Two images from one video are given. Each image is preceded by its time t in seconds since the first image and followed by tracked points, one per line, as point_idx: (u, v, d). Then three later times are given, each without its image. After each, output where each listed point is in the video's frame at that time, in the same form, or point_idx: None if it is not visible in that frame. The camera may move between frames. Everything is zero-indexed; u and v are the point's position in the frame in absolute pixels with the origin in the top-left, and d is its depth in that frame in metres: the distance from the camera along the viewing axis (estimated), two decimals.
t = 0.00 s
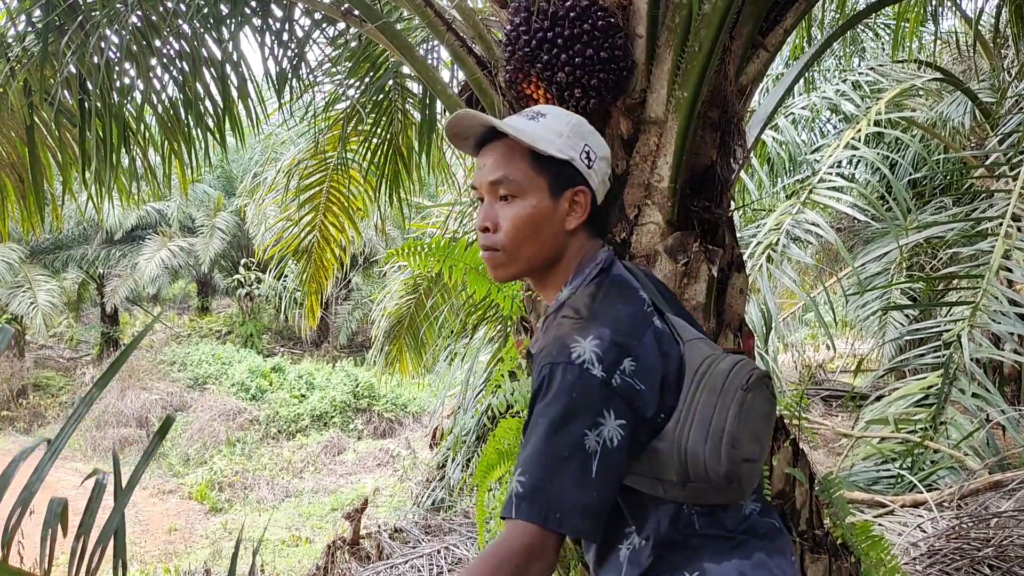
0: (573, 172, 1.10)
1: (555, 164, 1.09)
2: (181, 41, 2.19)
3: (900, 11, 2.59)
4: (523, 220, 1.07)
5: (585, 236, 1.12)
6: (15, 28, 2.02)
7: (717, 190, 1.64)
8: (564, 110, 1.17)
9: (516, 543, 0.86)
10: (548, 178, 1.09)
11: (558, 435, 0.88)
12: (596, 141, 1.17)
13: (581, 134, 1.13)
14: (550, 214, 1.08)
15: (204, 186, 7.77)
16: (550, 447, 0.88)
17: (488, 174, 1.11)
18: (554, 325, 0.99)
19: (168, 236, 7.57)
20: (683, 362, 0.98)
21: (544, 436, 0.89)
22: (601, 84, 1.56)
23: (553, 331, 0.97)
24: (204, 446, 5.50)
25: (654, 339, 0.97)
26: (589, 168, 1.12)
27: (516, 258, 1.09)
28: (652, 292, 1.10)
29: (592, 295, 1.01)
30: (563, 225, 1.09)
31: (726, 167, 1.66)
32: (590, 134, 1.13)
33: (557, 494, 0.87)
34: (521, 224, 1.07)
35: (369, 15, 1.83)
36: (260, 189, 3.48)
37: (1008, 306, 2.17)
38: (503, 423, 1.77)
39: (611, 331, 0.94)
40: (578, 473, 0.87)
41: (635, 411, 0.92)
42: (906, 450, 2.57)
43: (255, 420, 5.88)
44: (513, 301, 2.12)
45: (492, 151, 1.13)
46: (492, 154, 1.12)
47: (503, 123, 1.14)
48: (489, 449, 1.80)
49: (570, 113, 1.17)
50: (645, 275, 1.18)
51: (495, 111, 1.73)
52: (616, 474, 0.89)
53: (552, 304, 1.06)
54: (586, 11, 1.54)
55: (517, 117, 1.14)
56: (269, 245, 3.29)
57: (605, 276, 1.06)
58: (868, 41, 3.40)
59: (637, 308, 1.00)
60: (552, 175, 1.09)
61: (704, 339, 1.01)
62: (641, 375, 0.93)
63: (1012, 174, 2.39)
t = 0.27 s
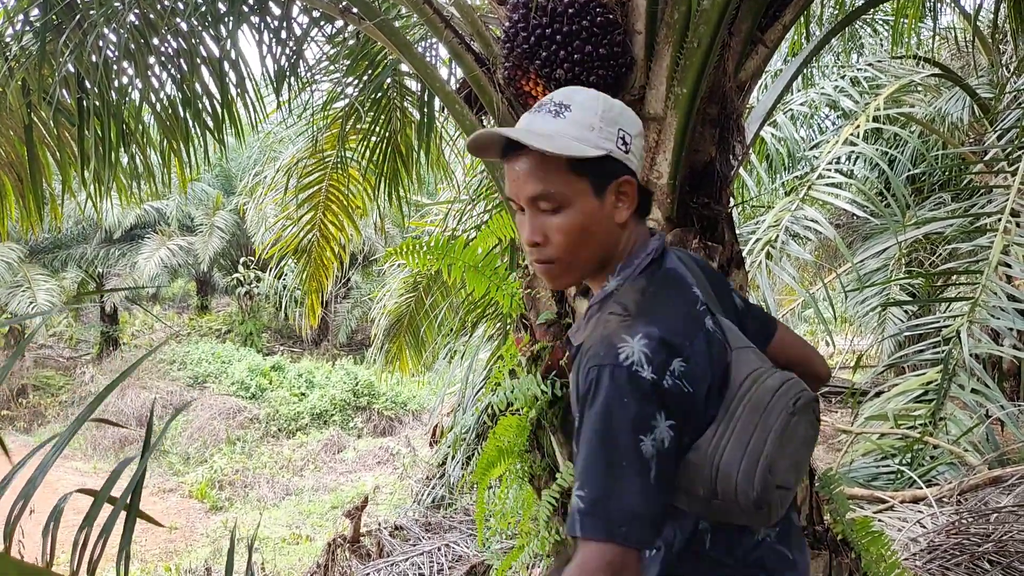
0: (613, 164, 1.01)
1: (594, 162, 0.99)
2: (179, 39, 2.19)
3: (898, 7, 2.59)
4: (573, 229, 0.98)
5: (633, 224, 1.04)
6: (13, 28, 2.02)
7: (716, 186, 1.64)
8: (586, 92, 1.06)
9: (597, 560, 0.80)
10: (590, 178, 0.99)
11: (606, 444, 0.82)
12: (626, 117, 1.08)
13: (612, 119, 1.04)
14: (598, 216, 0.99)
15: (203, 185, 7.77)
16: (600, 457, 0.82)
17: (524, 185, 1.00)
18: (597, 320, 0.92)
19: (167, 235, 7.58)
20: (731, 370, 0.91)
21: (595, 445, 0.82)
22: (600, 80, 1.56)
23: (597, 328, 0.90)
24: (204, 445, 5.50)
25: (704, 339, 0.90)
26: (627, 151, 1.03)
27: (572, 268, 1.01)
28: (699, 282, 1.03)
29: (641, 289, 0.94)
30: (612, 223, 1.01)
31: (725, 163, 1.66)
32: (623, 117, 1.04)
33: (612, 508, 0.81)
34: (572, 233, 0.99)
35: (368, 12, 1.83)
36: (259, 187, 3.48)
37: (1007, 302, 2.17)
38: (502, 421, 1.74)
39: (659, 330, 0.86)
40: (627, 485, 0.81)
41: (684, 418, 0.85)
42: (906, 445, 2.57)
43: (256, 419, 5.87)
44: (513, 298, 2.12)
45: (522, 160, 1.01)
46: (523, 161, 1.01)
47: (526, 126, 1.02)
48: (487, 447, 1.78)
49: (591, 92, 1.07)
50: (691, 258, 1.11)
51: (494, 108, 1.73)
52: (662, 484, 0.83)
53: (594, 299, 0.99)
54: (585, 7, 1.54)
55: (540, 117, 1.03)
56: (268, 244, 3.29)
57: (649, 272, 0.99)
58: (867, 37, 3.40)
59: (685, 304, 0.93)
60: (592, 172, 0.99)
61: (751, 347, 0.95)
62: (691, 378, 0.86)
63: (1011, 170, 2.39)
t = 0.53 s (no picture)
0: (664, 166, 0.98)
1: (649, 170, 0.95)
2: (173, 37, 2.18)
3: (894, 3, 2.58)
4: (636, 240, 0.96)
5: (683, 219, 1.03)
6: (5, 26, 2.01)
7: (713, 182, 1.63)
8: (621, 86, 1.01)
9: None
10: (647, 186, 0.95)
11: (696, 461, 0.83)
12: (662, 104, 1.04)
13: (654, 115, 1.00)
14: (658, 222, 0.97)
15: (197, 183, 7.74)
16: (690, 473, 0.84)
17: (581, 203, 0.96)
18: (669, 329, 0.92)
19: (162, 234, 7.55)
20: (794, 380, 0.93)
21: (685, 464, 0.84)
22: (596, 76, 1.55)
23: (671, 336, 0.90)
24: (201, 445, 5.49)
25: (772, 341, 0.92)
26: (670, 142, 0.99)
27: (632, 276, 0.99)
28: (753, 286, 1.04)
29: (710, 291, 0.94)
30: (670, 226, 0.99)
31: (723, 159, 1.65)
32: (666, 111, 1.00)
33: (724, 529, 0.82)
34: (634, 245, 0.96)
35: (362, 9, 1.82)
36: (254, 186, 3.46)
37: (1004, 297, 2.18)
38: (501, 418, 1.76)
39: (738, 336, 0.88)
40: (725, 501, 0.83)
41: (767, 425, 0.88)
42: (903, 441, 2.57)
43: (252, 418, 5.85)
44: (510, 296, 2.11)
45: (574, 176, 0.96)
46: (575, 175, 0.96)
47: (571, 138, 0.96)
48: (486, 445, 1.80)
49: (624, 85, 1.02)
50: (738, 259, 1.11)
51: (490, 106, 1.71)
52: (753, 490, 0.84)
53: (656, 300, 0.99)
54: (580, 3, 1.52)
55: (582, 126, 0.97)
56: (264, 243, 3.28)
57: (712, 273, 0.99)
58: (862, 32, 3.40)
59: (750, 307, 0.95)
60: (649, 179, 0.96)
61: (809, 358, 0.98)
62: (764, 384, 0.89)
63: (1007, 165, 2.39)
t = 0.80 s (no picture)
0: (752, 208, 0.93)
1: (740, 208, 0.91)
2: (162, 38, 2.17)
3: None
4: (716, 278, 0.91)
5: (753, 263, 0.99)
6: None
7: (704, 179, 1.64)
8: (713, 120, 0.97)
9: None
10: (733, 224, 0.91)
11: (815, 512, 0.78)
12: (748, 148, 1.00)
13: (746, 154, 0.95)
14: (740, 263, 0.92)
15: (189, 185, 7.71)
16: (809, 526, 0.79)
17: (663, 233, 0.91)
18: (758, 370, 0.89)
19: (154, 235, 7.52)
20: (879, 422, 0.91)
21: (804, 513, 0.79)
22: (586, 75, 1.55)
23: (767, 379, 0.86)
24: (195, 447, 5.47)
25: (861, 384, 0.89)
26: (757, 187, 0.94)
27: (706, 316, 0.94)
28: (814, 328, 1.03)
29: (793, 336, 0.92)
30: (747, 267, 0.94)
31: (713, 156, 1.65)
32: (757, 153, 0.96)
33: None
34: (713, 282, 0.91)
35: (351, 9, 1.81)
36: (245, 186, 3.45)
37: (997, 292, 2.18)
38: (495, 418, 1.76)
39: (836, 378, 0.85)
40: (846, 551, 0.78)
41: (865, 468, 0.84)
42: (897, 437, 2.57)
43: (246, 419, 5.84)
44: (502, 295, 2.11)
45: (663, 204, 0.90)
46: (662, 205, 0.90)
47: (663, 167, 0.91)
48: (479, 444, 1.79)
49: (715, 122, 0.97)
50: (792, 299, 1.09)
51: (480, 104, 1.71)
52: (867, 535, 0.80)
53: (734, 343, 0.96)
54: (569, 1, 1.52)
55: (676, 156, 0.91)
56: (256, 243, 3.26)
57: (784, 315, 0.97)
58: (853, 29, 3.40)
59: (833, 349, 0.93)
60: (736, 218, 0.91)
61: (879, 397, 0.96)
62: (864, 424, 0.85)
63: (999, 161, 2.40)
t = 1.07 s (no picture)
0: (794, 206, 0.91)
1: (773, 201, 0.90)
2: (147, 41, 2.16)
3: None
4: (739, 268, 0.91)
5: (795, 273, 0.96)
6: None
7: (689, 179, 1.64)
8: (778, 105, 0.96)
9: None
10: (762, 216, 0.90)
11: (857, 549, 0.78)
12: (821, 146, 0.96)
13: (801, 149, 0.93)
14: (767, 261, 0.91)
15: (178, 188, 7.68)
16: (843, 560, 0.78)
17: (686, 207, 0.94)
18: (802, 391, 0.89)
19: (143, 239, 7.48)
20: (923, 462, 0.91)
21: (843, 551, 0.78)
22: (570, 75, 1.55)
23: (813, 402, 0.86)
24: (186, 451, 5.45)
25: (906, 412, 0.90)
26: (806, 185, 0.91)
27: (724, 308, 0.94)
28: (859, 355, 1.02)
29: (843, 356, 0.91)
30: (778, 269, 0.93)
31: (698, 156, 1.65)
32: (815, 150, 0.93)
33: None
34: (729, 271, 0.91)
35: (335, 11, 1.80)
36: (233, 188, 3.44)
37: (983, 288, 2.21)
38: (482, 419, 1.75)
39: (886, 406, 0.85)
40: None
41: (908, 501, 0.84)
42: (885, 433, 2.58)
43: (237, 423, 5.82)
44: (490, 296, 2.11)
45: (689, 177, 0.94)
46: (693, 177, 0.94)
47: (699, 139, 0.94)
48: (467, 445, 1.79)
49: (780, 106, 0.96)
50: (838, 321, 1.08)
51: (466, 105, 1.71)
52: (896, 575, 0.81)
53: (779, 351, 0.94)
54: (553, 2, 1.52)
55: (718, 130, 0.93)
56: (245, 245, 3.26)
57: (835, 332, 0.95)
58: (840, 26, 3.41)
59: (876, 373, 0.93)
60: (767, 212, 0.90)
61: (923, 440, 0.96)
62: (910, 460, 0.85)
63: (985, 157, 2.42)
